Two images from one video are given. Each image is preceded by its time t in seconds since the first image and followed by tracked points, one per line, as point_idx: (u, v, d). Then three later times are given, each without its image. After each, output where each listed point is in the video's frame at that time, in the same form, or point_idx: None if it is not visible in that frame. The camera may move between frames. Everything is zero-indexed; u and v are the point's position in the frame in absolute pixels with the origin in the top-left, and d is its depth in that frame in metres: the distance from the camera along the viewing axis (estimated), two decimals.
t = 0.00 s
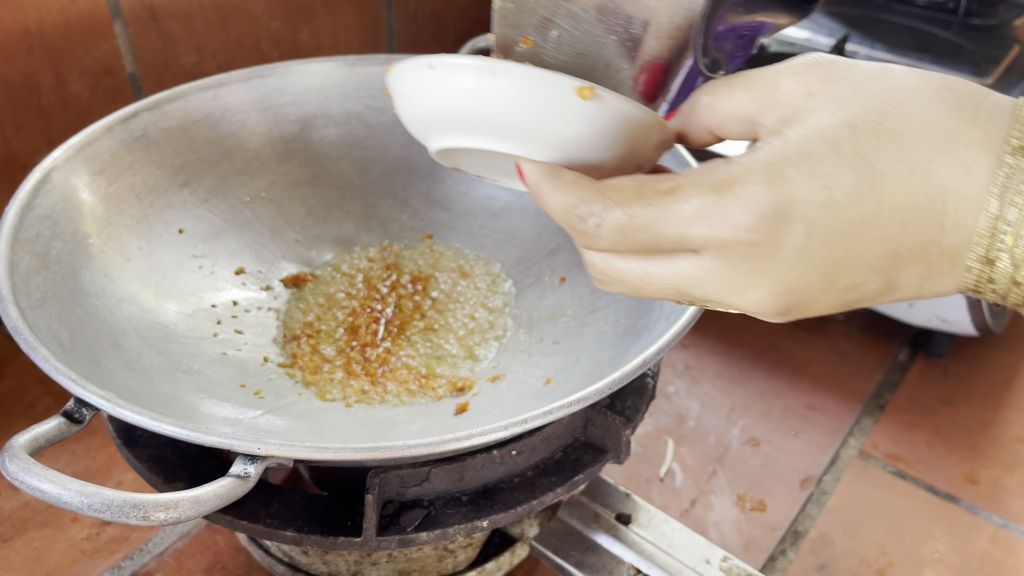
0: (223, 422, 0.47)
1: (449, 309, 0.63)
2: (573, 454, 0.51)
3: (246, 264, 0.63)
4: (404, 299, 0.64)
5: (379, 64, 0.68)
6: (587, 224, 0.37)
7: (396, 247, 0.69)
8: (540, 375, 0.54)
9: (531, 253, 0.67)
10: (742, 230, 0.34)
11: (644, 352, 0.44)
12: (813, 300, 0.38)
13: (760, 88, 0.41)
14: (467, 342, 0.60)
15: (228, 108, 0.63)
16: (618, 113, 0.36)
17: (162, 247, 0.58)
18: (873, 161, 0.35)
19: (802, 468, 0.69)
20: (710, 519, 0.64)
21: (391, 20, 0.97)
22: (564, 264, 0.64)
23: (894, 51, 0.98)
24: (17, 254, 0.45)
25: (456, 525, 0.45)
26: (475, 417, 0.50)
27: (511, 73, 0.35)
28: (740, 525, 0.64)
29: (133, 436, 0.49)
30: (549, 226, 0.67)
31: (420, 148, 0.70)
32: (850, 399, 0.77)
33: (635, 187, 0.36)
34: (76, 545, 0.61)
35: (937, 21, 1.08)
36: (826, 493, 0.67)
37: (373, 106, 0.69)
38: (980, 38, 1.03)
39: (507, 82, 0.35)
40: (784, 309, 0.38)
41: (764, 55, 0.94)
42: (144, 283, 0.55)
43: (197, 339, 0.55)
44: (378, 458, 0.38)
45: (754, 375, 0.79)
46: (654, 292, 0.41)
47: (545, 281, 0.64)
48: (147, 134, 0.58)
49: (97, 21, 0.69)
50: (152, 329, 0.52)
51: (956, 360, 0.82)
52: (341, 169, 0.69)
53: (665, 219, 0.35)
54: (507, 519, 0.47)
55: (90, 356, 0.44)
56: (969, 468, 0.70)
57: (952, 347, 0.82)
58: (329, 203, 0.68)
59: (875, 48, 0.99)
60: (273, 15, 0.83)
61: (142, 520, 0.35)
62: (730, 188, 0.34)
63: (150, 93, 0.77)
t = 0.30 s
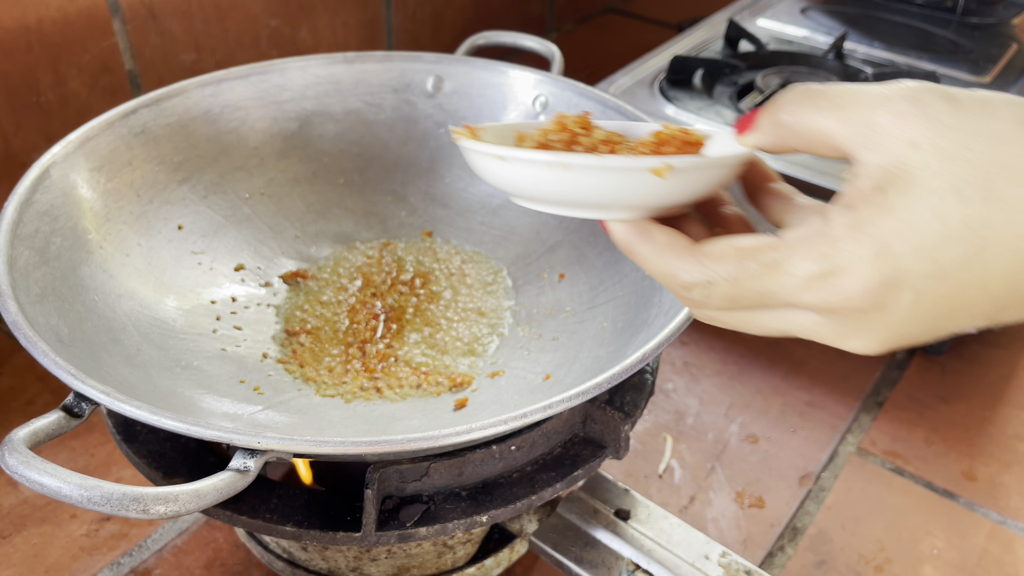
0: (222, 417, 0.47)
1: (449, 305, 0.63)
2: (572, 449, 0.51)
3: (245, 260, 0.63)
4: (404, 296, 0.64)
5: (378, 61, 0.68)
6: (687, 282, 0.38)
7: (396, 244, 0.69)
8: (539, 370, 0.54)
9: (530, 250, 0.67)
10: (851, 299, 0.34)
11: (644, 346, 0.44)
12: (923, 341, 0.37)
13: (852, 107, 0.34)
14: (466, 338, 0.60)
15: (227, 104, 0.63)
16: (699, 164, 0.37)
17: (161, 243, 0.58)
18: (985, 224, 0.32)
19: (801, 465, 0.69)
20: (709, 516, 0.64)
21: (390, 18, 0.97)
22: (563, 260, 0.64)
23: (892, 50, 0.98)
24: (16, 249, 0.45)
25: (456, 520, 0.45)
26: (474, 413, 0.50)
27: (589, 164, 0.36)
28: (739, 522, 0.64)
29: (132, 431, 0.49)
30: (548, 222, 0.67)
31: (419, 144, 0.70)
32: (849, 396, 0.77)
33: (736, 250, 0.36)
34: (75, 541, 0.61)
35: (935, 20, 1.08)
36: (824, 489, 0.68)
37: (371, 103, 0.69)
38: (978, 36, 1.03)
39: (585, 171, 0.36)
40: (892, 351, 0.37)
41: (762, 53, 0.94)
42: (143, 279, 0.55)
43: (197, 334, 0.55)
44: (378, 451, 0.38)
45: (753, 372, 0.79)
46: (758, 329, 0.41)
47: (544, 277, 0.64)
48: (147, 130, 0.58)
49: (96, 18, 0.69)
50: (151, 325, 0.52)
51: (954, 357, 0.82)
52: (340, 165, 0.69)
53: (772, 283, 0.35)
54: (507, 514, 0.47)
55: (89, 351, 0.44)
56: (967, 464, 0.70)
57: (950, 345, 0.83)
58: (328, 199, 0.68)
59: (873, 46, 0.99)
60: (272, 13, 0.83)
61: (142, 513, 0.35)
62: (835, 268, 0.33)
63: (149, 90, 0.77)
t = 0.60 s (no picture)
0: (226, 411, 0.47)
1: (451, 302, 0.63)
2: (573, 443, 0.51)
3: (247, 257, 0.63)
4: (406, 292, 0.64)
5: (380, 58, 0.68)
6: None
7: (397, 241, 0.69)
8: (541, 366, 0.55)
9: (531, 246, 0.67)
10: None
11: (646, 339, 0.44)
12: None
13: None
14: (469, 334, 0.60)
15: (231, 101, 0.64)
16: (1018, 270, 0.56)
17: (165, 239, 0.58)
18: None
19: (799, 461, 0.70)
20: (708, 511, 0.65)
21: (390, 17, 0.98)
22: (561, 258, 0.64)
23: (890, 49, 0.99)
24: (20, 245, 0.45)
25: (458, 514, 0.46)
26: (476, 407, 0.51)
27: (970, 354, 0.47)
28: (738, 517, 0.64)
29: (135, 426, 0.49)
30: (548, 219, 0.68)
31: (421, 141, 0.70)
32: (847, 392, 0.77)
33: None
34: (78, 536, 0.61)
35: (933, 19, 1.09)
36: (823, 484, 0.68)
37: (373, 100, 0.69)
38: (975, 35, 1.04)
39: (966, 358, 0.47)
40: None
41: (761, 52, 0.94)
42: (146, 275, 0.55)
43: (200, 329, 0.55)
44: (382, 444, 0.38)
45: (752, 369, 0.79)
46: None
47: (544, 273, 0.65)
48: (149, 126, 0.58)
49: (98, 16, 0.70)
50: (154, 320, 0.53)
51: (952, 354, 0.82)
52: (342, 162, 0.69)
53: None
54: (509, 508, 0.47)
55: (93, 345, 0.45)
56: (965, 460, 0.71)
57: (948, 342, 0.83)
58: (329, 196, 0.69)
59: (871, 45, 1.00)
60: (273, 11, 0.83)
61: (148, 504, 0.35)
62: None
63: (151, 88, 0.77)
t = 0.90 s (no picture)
0: (229, 404, 0.48)
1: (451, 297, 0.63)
2: (575, 438, 0.51)
3: (249, 252, 0.63)
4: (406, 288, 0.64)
5: (381, 55, 0.68)
6: None
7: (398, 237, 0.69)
8: (542, 360, 0.55)
9: (530, 242, 0.67)
10: None
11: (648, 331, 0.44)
12: None
13: None
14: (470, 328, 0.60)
15: (233, 98, 0.64)
16: None
17: (166, 234, 0.59)
18: None
19: (799, 456, 0.70)
20: (708, 506, 0.65)
21: (390, 15, 0.98)
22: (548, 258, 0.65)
23: (889, 48, 0.99)
24: (23, 238, 0.45)
25: (461, 507, 0.46)
26: (478, 402, 0.51)
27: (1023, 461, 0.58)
28: (738, 512, 0.65)
29: (138, 420, 0.49)
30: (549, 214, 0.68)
31: (421, 138, 0.71)
32: (847, 388, 0.78)
33: None
34: (80, 530, 0.62)
35: (932, 18, 1.09)
36: (822, 480, 0.68)
37: (374, 97, 0.69)
38: (973, 34, 1.04)
39: None
40: None
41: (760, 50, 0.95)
42: (149, 270, 0.55)
43: (202, 324, 0.55)
44: (385, 436, 0.38)
45: (751, 365, 0.80)
46: None
47: (543, 269, 0.65)
48: (151, 122, 0.59)
49: (100, 13, 0.70)
50: (157, 315, 0.53)
51: (951, 350, 0.82)
52: (343, 159, 0.69)
53: None
54: (511, 501, 0.48)
55: (96, 338, 0.45)
56: (964, 455, 0.71)
57: (947, 338, 0.83)
58: (330, 192, 0.69)
59: (870, 44, 1.00)
60: (274, 9, 0.84)
61: (152, 495, 0.35)
62: None
63: (152, 85, 0.77)
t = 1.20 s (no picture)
0: (223, 406, 0.48)
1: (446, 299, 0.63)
2: (570, 440, 0.51)
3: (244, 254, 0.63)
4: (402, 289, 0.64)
5: (377, 57, 0.68)
6: None
7: (394, 239, 0.69)
8: (537, 362, 0.55)
9: (526, 243, 0.67)
10: None
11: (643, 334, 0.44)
12: None
13: None
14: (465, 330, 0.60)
15: (229, 100, 0.64)
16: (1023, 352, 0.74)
17: (162, 237, 0.59)
18: None
19: (795, 458, 0.70)
20: (705, 508, 0.65)
21: (388, 17, 0.98)
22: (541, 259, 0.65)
23: (885, 49, 0.99)
24: (18, 241, 0.45)
25: (456, 510, 0.46)
26: (474, 404, 0.51)
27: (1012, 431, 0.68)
28: (734, 514, 0.65)
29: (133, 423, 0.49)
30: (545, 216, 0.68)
31: (417, 140, 0.71)
32: (843, 390, 0.78)
33: None
34: (76, 532, 0.62)
35: (928, 20, 1.09)
36: (818, 481, 0.68)
37: (370, 98, 0.69)
38: (970, 36, 1.05)
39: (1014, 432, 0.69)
40: None
41: (756, 52, 0.95)
42: (144, 272, 0.55)
43: (197, 326, 0.56)
44: (379, 439, 0.38)
45: (747, 367, 0.80)
46: None
47: (538, 271, 0.65)
48: (146, 125, 0.59)
49: (96, 14, 0.70)
50: (152, 317, 0.53)
51: (947, 352, 0.83)
52: (339, 161, 0.70)
53: None
54: (506, 504, 0.48)
55: (91, 341, 0.45)
56: (960, 457, 0.71)
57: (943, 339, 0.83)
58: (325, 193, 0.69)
59: (867, 45, 1.00)
60: (270, 10, 0.84)
61: (146, 499, 0.35)
62: None
63: (148, 86, 0.77)
